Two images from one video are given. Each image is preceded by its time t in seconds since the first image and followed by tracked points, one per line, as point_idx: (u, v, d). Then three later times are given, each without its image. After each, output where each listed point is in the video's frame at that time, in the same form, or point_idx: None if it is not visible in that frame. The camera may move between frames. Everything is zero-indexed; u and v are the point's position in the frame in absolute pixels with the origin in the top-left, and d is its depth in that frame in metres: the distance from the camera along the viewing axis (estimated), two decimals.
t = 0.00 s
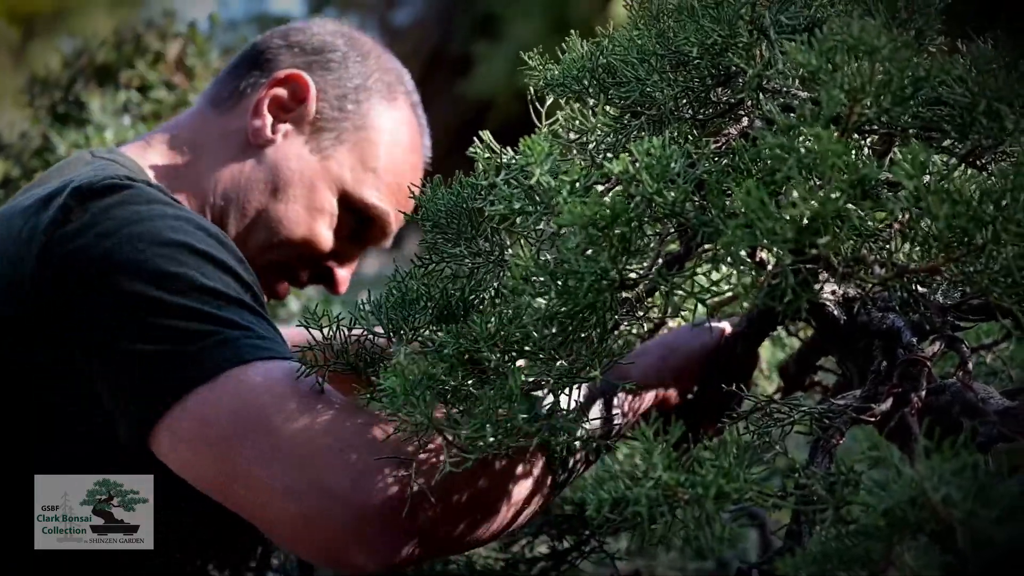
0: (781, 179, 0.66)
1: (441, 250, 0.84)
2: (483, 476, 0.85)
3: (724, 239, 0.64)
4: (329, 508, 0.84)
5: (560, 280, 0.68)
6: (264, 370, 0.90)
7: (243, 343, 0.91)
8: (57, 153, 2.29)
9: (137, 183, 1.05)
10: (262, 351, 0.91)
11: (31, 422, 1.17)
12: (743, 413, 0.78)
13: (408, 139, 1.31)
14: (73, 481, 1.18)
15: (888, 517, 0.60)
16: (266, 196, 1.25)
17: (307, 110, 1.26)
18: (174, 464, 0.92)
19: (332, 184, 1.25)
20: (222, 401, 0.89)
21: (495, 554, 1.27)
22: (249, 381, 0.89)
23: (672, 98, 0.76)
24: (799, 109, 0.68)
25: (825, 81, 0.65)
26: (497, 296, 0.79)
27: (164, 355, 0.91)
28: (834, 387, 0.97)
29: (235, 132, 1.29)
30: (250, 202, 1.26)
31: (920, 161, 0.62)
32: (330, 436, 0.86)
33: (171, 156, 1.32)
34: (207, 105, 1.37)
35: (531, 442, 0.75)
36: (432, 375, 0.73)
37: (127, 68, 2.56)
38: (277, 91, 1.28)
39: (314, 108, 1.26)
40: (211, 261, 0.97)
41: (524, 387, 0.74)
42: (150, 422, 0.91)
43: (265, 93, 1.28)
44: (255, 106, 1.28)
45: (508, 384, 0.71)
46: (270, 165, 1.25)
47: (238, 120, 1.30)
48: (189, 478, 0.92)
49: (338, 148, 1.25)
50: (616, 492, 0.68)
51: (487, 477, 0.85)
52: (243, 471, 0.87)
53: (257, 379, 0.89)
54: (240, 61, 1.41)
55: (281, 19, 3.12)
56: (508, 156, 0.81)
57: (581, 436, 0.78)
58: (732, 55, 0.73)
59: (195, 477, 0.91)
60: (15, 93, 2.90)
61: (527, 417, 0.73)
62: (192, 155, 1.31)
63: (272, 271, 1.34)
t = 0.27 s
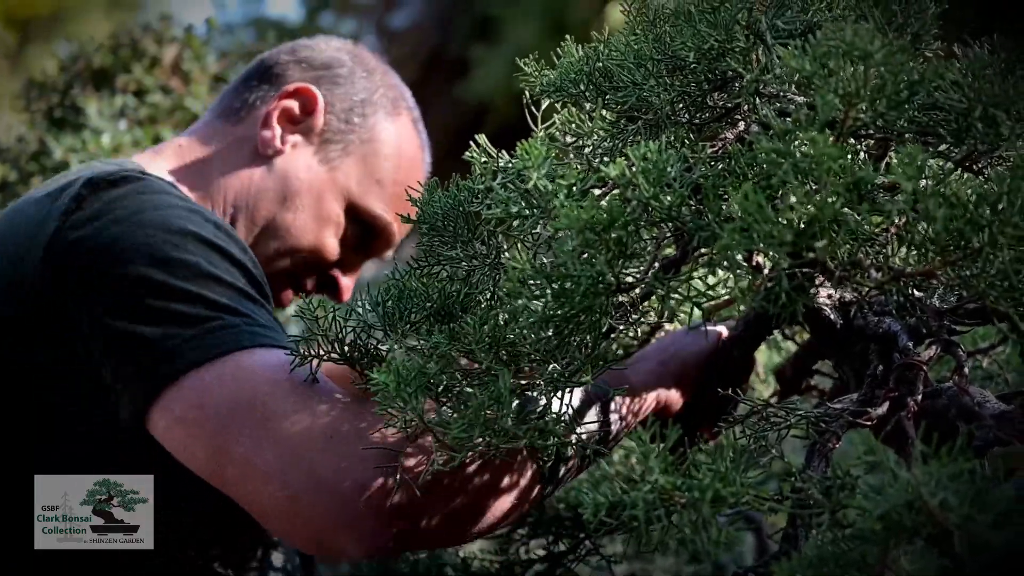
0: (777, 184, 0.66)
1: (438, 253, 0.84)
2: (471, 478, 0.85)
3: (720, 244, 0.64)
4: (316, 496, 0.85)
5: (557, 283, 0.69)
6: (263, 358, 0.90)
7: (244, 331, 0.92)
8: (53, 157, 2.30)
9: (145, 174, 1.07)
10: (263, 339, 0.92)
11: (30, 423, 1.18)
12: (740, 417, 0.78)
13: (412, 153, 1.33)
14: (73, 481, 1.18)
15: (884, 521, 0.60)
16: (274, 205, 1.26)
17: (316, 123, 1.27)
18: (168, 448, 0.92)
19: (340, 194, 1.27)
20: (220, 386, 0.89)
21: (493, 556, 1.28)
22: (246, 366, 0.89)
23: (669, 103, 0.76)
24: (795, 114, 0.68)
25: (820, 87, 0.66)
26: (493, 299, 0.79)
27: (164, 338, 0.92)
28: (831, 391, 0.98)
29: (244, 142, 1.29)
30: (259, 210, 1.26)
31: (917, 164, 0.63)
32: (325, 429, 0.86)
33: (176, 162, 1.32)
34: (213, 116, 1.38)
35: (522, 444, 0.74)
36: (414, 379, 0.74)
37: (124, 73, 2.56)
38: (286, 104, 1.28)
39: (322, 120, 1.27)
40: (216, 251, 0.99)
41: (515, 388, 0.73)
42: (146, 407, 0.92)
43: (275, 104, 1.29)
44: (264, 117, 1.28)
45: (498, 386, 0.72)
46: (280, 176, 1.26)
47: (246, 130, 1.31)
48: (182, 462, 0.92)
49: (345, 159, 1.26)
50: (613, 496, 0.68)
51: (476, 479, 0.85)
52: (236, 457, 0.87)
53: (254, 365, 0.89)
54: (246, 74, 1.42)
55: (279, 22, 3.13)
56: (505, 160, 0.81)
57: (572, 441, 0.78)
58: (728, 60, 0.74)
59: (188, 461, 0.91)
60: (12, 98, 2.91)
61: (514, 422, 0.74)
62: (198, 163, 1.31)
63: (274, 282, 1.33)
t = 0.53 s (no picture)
0: (775, 178, 0.66)
1: (438, 250, 0.85)
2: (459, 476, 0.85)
3: (718, 237, 0.64)
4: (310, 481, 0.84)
5: (558, 276, 0.68)
6: (268, 341, 0.90)
7: (251, 314, 0.92)
8: (50, 156, 2.30)
9: (151, 162, 1.08)
10: (270, 322, 0.92)
11: (30, 422, 1.17)
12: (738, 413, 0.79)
13: (402, 82, 1.33)
14: (73, 481, 1.18)
15: (883, 513, 0.60)
16: (286, 173, 1.25)
17: (304, 85, 1.26)
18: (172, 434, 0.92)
19: (346, 144, 1.26)
20: (223, 370, 0.89)
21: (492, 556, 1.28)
22: (248, 350, 0.89)
23: (667, 99, 0.76)
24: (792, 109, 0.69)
25: (819, 81, 0.66)
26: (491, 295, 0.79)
27: (169, 321, 0.92)
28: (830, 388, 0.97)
29: (239, 121, 1.28)
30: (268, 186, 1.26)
31: (914, 160, 0.63)
32: (322, 415, 0.85)
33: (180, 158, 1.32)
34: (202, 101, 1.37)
35: (514, 439, 0.74)
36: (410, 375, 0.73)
37: (122, 73, 2.56)
38: (269, 73, 1.26)
39: (305, 78, 1.26)
40: (223, 235, 0.99)
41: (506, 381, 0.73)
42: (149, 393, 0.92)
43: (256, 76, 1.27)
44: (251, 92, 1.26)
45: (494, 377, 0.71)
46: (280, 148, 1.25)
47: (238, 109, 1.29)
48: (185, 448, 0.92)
49: (341, 108, 1.25)
50: (612, 490, 0.68)
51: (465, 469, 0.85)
52: (234, 441, 0.87)
53: (256, 348, 0.89)
54: (225, 53, 1.41)
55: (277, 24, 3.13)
56: (504, 157, 0.82)
57: (570, 438, 0.79)
58: (726, 56, 0.74)
59: (190, 446, 0.91)
60: (8, 98, 2.90)
61: (510, 418, 0.74)
62: (201, 153, 1.30)
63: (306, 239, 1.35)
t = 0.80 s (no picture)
0: (772, 174, 0.65)
1: (432, 248, 0.84)
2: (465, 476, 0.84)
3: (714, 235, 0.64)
4: (314, 505, 0.83)
5: (552, 275, 0.68)
6: (254, 360, 0.90)
7: (234, 335, 0.93)
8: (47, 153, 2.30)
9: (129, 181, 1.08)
10: (253, 342, 0.93)
11: (29, 421, 1.18)
12: (734, 409, 0.78)
13: (371, 7, 1.24)
14: (73, 481, 1.16)
15: (881, 513, 0.60)
16: (272, 134, 1.20)
17: (261, 39, 1.20)
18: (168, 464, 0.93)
19: (326, 88, 1.19)
20: (213, 396, 0.89)
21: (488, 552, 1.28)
22: (237, 374, 0.90)
23: (663, 94, 0.76)
24: (789, 105, 0.69)
25: (817, 77, 0.66)
26: (488, 293, 0.79)
27: (155, 349, 0.92)
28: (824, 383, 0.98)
29: (211, 97, 1.25)
30: (255, 155, 1.23)
31: (909, 157, 0.62)
32: (317, 436, 0.85)
33: (157, 143, 1.29)
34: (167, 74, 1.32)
35: (523, 441, 0.75)
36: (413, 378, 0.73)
37: (119, 69, 2.55)
38: (225, 35, 1.21)
39: (264, 31, 1.20)
40: (201, 254, 0.99)
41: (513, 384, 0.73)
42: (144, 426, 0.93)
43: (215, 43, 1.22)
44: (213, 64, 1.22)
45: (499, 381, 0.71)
46: (253, 114, 1.20)
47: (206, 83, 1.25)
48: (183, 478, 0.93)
49: (309, 54, 1.19)
50: (608, 488, 0.68)
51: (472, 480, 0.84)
52: (229, 469, 0.87)
53: (243, 371, 0.90)
54: (182, 18, 1.33)
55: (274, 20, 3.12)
56: (498, 154, 0.81)
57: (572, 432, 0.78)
58: (723, 51, 0.74)
59: (188, 477, 0.92)
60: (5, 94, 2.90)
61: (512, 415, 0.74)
62: (179, 136, 1.28)
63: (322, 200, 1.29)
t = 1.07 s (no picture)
0: (772, 174, 0.65)
1: (430, 245, 0.84)
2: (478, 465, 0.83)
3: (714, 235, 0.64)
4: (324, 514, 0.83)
5: (551, 272, 0.68)
6: (275, 368, 0.91)
7: (257, 342, 0.93)
8: (44, 152, 2.33)
9: (159, 183, 1.11)
10: (275, 350, 0.93)
11: (31, 423, 1.20)
12: (731, 407, 0.78)
13: (406, 5, 1.34)
14: (73, 481, 1.18)
15: (880, 514, 0.60)
16: (317, 128, 1.26)
17: (303, 38, 1.28)
18: (184, 466, 0.93)
19: (367, 82, 1.26)
20: (232, 401, 0.90)
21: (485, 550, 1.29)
22: (257, 381, 0.90)
23: (661, 94, 0.76)
24: (788, 104, 0.68)
25: (817, 76, 0.65)
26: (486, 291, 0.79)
27: (177, 351, 0.94)
28: (821, 380, 0.98)
29: (252, 97, 1.32)
30: (298, 149, 1.29)
31: (911, 153, 0.61)
32: (328, 443, 0.85)
33: (198, 146, 1.35)
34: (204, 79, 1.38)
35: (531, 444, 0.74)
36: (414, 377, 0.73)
37: (117, 68, 2.56)
38: (267, 35, 1.29)
39: (304, 31, 1.28)
40: (229, 262, 1.01)
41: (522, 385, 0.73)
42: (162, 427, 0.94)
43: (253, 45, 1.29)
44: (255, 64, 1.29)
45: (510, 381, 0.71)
46: (297, 110, 1.27)
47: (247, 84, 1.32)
48: (198, 481, 0.93)
49: (350, 51, 1.26)
50: (607, 488, 0.68)
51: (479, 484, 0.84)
52: (243, 475, 0.87)
53: (265, 378, 0.90)
54: (215, 27, 1.40)
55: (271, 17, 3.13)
56: (496, 152, 0.81)
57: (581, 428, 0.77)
58: (722, 51, 0.73)
59: (203, 480, 0.92)
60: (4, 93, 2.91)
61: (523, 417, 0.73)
62: (221, 138, 1.35)
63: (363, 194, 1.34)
